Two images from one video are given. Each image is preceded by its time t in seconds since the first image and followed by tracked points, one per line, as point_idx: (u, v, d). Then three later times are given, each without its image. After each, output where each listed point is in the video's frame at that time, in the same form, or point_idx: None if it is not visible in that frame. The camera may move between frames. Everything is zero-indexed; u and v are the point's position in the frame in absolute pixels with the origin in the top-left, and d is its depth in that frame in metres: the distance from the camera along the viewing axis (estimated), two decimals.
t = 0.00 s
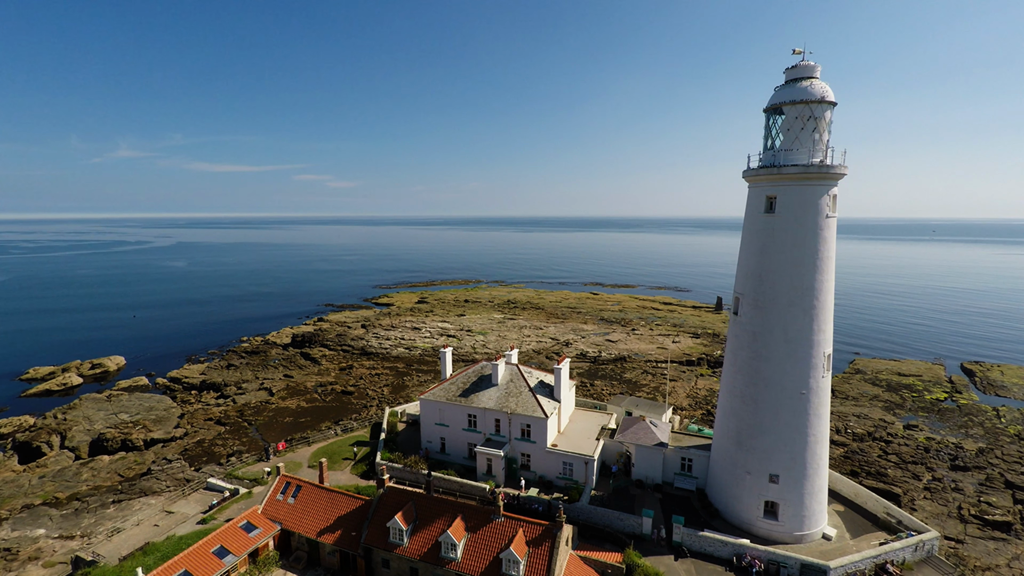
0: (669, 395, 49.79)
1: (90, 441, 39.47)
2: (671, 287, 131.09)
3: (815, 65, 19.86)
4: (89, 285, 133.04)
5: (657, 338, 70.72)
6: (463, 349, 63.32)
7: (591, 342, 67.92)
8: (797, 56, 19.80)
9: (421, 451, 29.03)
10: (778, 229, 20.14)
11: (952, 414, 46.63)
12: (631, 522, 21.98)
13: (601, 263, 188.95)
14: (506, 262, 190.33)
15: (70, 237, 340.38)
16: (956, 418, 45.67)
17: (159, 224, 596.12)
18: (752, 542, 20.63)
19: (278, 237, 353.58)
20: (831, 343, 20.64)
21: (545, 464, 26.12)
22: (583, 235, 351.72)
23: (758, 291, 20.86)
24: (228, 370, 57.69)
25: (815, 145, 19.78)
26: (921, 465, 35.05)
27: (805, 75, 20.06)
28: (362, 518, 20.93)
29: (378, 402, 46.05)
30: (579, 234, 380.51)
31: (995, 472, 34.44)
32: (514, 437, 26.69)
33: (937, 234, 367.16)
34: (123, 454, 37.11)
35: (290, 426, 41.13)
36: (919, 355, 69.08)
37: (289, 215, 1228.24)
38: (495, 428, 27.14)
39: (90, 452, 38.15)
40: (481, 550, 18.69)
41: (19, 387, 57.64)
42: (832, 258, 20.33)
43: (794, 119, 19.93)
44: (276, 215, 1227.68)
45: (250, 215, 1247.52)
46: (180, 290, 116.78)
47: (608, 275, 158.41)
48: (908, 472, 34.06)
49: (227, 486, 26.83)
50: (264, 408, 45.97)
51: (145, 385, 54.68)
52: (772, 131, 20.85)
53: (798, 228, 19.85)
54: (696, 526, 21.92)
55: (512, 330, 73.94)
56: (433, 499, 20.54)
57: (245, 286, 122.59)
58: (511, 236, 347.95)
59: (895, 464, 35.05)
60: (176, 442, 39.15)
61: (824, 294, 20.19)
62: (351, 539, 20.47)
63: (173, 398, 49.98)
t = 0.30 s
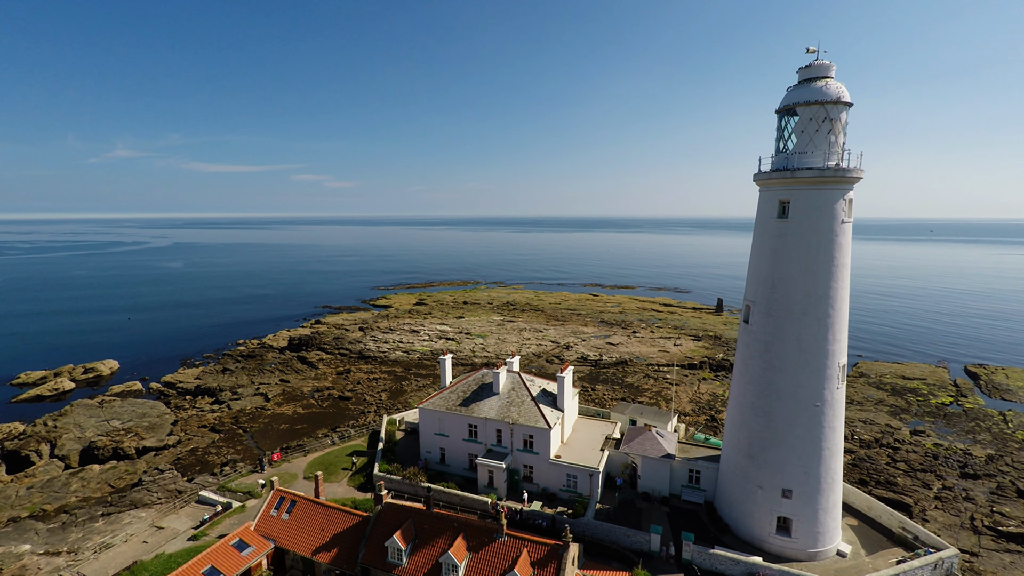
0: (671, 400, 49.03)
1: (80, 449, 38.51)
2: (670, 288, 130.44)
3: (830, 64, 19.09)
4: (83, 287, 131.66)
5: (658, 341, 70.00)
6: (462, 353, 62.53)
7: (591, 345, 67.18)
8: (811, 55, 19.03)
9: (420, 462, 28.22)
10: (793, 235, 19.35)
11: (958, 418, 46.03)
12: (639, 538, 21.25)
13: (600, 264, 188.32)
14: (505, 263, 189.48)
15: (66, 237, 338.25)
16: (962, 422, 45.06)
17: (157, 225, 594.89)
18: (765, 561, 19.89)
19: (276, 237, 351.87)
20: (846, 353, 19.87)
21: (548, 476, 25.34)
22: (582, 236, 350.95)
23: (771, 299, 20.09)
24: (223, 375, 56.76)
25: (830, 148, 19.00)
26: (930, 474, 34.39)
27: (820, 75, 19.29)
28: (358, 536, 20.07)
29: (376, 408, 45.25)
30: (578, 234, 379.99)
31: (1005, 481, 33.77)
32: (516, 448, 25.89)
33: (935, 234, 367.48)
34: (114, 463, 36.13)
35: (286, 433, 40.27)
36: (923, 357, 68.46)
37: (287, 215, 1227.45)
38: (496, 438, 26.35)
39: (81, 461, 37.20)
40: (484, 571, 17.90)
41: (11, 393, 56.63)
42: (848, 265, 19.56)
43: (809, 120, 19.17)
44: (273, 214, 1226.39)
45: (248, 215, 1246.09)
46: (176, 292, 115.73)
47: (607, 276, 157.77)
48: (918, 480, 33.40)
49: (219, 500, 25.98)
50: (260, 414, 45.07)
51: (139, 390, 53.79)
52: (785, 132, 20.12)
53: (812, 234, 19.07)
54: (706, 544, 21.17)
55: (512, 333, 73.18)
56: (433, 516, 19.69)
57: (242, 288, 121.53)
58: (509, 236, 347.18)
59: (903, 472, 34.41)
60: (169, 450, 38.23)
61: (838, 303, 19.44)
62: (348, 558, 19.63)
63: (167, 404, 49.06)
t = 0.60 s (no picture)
0: (675, 405, 48.21)
1: (71, 457, 37.58)
2: (671, 289, 129.68)
3: (848, 64, 18.30)
4: (79, 288, 130.21)
5: (660, 344, 69.21)
6: (462, 356, 61.68)
7: (593, 348, 66.33)
8: (828, 54, 18.23)
9: (419, 473, 27.40)
10: (808, 242, 18.56)
11: (966, 424, 45.30)
12: (648, 556, 20.52)
13: (600, 265, 187.48)
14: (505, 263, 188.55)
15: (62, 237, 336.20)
16: (971, 428, 44.34)
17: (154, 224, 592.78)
18: None
19: (273, 237, 350.14)
20: (863, 365, 19.11)
21: (552, 489, 24.55)
22: (581, 236, 349.96)
23: (785, 308, 19.29)
24: (219, 379, 55.86)
25: (847, 150, 18.22)
26: (942, 483, 33.61)
27: (837, 75, 18.50)
28: (355, 555, 19.23)
29: (374, 414, 44.40)
30: (577, 235, 378.83)
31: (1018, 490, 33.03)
32: (519, 460, 25.07)
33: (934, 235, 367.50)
34: (105, 471, 35.20)
35: (283, 441, 39.42)
36: (928, 361, 67.69)
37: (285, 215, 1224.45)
38: (498, 450, 25.52)
39: (71, 470, 36.26)
40: None
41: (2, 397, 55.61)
42: (865, 273, 18.76)
43: (825, 123, 18.40)
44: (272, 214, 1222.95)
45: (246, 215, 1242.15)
46: (172, 294, 114.56)
47: (607, 277, 156.83)
48: (929, 490, 32.64)
49: (212, 513, 25.12)
50: (256, 420, 44.21)
51: (133, 394, 52.88)
52: (800, 134, 19.37)
53: (829, 241, 18.28)
54: (717, 562, 20.41)
55: (512, 336, 72.33)
56: (434, 535, 18.91)
57: (239, 289, 120.34)
58: (508, 237, 346.28)
59: (914, 481, 33.64)
60: (162, 458, 37.35)
61: (856, 312, 18.65)
62: None
63: (162, 409, 48.16)
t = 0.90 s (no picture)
0: (679, 411, 47.37)
1: (62, 465, 36.64)
2: (672, 291, 128.56)
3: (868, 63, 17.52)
4: (76, 290, 129.12)
5: (663, 347, 68.42)
6: (462, 360, 60.85)
7: (594, 351, 65.48)
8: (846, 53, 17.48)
9: (419, 485, 26.60)
10: (825, 249, 17.79)
11: (975, 430, 44.55)
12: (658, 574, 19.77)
13: (600, 265, 186.82)
14: (504, 264, 187.65)
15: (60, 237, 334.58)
16: (980, 434, 43.60)
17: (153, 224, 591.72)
18: None
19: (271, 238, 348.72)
20: (882, 377, 18.33)
21: (556, 502, 23.75)
22: (580, 237, 349.22)
23: (800, 318, 18.52)
24: (216, 383, 54.99)
25: (867, 153, 17.41)
26: (954, 493, 32.81)
27: (856, 75, 17.72)
28: None
29: (373, 420, 43.58)
30: (576, 235, 378.20)
31: None
32: (523, 472, 24.28)
33: (933, 235, 367.34)
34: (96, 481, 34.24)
35: (279, 448, 38.58)
36: (933, 364, 66.90)
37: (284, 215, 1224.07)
38: (501, 461, 24.74)
39: (62, 479, 35.33)
40: None
41: None
42: (885, 281, 17.96)
43: (842, 125, 17.65)
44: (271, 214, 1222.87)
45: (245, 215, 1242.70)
46: (169, 296, 113.53)
47: (607, 278, 156.06)
48: (941, 499, 31.85)
49: (205, 528, 24.31)
50: (252, 426, 43.36)
51: (128, 399, 51.99)
52: (816, 137, 18.63)
53: (848, 247, 17.49)
54: None
55: (512, 338, 71.52)
56: (434, 556, 18.07)
57: (236, 291, 119.32)
58: (507, 237, 345.39)
59: (925, 491, 32.85)
60: (156, 467, 36.46)
61: (875, 323, 17.85)
62: None
63: (157, 415, 47.29)
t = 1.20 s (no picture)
0: (683, 416, 46.60)
1: (53, 473, 35.80)
2: (673, 292, 127.68)
3: (890, 62, 16.73)
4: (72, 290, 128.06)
5: (665, 350, 67.69)
6: (462, 363, 60.04)
7: (596, 354, 64.66)
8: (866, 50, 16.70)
9: (419, 496, 25.81)
10: (845, 256, 16.99)
11: (984, 436, 43.82)
12: None
13: (600, 266, 186.19)
14: (504, 265, 186.83)
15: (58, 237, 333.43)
16: (989, 440, 42.87)
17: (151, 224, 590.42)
18: None
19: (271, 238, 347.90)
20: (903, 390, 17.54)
21: (561, 516, 22.98)
22: (580, 237, 348.52)
23: (818, 328, 17.72)
24: (212, 387, 54.18)
25: (888, 155, 16.58)
26: (967, 502, 32.03)
27: (877, 73, 16.91)
28: None
29: (372, 425, 42.79)
30: (576, 235, 377.12)
31: None
32: (527, 484, 23.50)
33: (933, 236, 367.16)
34: (88, 490, 33.41)
35: (276, 455, 37.79)
36: (939, 368, 66.11)
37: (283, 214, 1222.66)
38: (504, 473, 23.95)
39: (53, 488, 34.50)
40: None
41: None
42: (908, 290, 17.13)
43: (862, 126, 16.84)
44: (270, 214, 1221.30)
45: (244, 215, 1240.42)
46: (167, 297, 112.60)
47: (608, 279, 155.28)
48: (954, 510, 31.10)
49: (198, 543, 23.52)
50: (249, 432, 42.57)
51: (123, 403, 51.20)
52: (834, 138, 17.84)
53: (870, 255, 16.68)
54: None
55: (513, 341, 70.69)
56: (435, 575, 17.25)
57: (234, 292, 118.41)
58: (506, 237, 344.42)
59: (937, 501, 32.07)
60: (150, 475, 35.63)
61: (897, 333, 17.03)
62: None
63: (152, 420, 46.52)
